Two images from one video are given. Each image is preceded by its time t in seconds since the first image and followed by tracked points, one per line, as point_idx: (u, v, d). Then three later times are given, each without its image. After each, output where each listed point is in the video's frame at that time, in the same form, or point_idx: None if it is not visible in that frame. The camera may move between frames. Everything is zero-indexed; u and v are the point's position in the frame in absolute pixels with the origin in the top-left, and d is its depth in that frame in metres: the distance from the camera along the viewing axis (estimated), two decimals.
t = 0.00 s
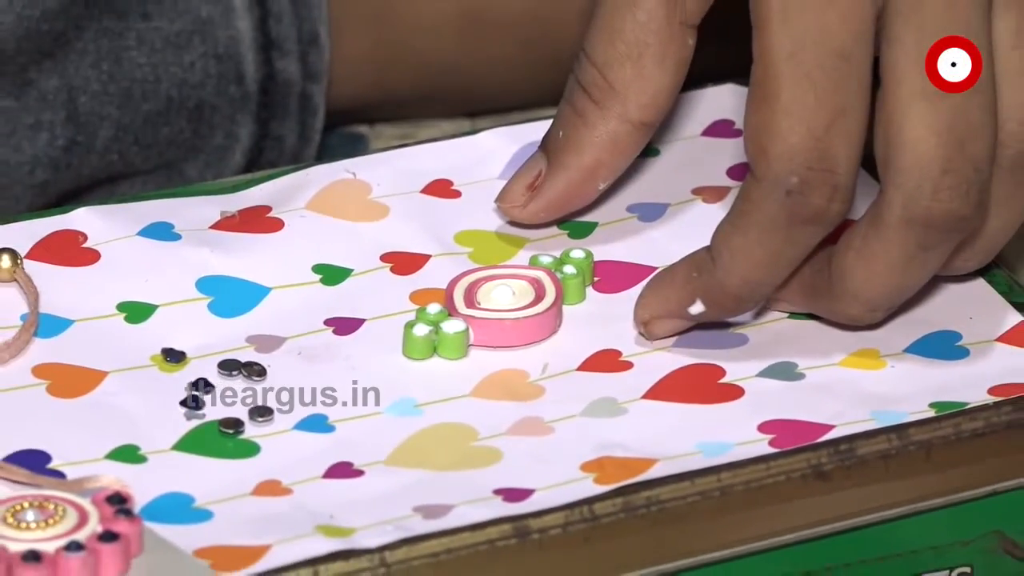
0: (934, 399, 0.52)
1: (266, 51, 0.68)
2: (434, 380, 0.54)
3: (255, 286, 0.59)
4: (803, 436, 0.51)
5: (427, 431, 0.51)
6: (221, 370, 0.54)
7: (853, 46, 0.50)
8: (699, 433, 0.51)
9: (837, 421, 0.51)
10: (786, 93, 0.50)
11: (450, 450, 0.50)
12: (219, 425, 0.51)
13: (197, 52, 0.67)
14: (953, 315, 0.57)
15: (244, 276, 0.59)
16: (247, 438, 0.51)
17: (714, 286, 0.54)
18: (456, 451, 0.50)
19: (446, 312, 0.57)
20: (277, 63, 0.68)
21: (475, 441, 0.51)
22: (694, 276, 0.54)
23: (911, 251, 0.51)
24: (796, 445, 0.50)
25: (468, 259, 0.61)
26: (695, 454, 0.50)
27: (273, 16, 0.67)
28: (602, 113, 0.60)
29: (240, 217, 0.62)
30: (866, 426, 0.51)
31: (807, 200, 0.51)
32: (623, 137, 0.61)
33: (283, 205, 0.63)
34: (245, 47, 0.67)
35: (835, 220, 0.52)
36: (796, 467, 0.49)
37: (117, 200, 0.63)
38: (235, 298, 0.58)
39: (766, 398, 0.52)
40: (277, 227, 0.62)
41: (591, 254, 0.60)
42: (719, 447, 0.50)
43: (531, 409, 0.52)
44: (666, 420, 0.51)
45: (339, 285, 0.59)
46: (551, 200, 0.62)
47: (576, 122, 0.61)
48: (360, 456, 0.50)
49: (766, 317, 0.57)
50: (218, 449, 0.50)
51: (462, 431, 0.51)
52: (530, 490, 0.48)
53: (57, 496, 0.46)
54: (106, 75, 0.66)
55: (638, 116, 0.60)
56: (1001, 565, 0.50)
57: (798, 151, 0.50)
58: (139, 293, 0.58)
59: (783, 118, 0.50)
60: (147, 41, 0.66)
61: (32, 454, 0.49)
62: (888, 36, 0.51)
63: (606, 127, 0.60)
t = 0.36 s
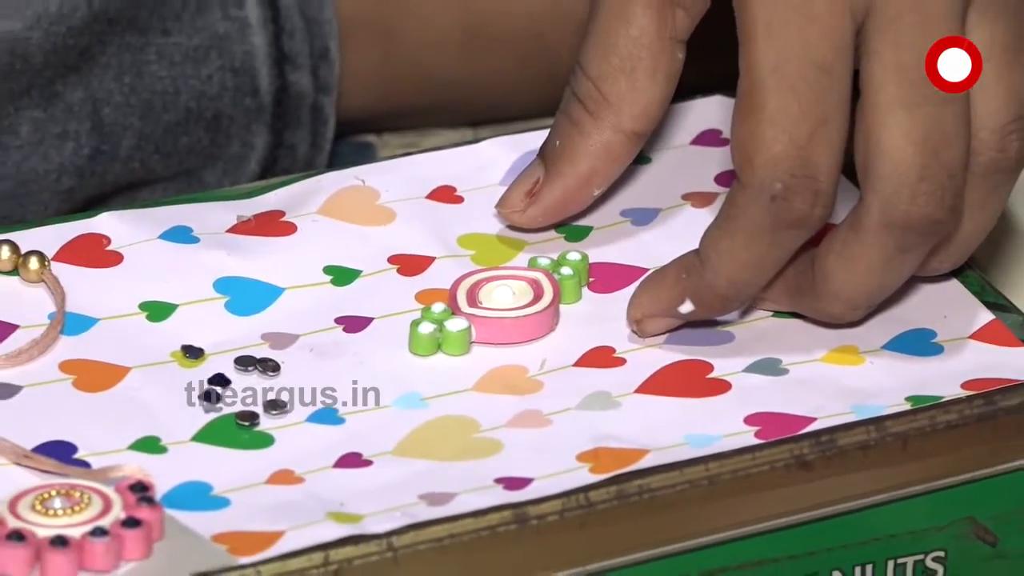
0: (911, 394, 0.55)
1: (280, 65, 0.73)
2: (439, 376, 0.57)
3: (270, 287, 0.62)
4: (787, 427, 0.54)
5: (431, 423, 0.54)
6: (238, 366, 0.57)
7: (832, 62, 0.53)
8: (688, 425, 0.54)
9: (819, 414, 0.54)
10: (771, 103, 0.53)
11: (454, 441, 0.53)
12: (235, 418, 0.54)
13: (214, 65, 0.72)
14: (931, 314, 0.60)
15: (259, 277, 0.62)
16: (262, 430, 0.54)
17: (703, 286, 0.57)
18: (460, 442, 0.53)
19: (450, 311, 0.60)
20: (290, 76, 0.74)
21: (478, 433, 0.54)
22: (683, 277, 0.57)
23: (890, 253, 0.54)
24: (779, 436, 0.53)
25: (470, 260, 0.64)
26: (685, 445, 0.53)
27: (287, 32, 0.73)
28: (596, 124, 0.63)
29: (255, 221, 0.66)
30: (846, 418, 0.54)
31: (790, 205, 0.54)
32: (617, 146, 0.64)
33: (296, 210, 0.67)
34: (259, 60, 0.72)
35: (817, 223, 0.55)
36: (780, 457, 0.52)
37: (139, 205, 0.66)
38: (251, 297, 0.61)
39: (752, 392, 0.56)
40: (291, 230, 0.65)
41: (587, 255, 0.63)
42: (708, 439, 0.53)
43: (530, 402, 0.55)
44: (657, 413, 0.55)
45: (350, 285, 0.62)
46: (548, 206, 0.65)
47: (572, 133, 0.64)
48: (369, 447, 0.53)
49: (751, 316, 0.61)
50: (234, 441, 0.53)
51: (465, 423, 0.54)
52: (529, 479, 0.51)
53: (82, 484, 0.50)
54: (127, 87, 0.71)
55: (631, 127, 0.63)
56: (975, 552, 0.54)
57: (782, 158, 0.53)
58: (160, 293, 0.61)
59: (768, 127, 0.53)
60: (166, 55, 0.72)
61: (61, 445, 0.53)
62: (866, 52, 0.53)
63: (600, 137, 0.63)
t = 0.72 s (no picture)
0: (889, 388, 0.58)
1: (292, 74, 0.77)
2: (444, 370, 0.60)
3: (283, 287, 0.65)
4: (771, 420, 0.56)
5: (434, 415, 0.57)
6: (252, 362, 0.60)
7: (825, 68, 0.56)
8: (679, 418, 0.57)
9: (802, 407, 0.57)
10: (761, 104, 0.56)
11: (457, 433, 0.56)
12: (248, 411, 0.57)
13: (230, 75, 0.76)
14: (911, 312, 0.63)
15: (272, 277, 0.66)
16: (275, 423, 0.57)
17: (689, 278, 0.59)
18: (463, 434, 0.56)
19: (452, 309, 0.63)
20: (301, 85, 0.77)
21: (479, 425, 0.57)
22: (671, 271, 0.60)
23: (876, 252, 0.58)
24: (764, 429, 0.56)
25: (473, 262, 0.67)
26: (675, 436, 0.56)
27: (299, 43, 0.76)
28: (610, 113, 0.66)
29: (269, 224, 0.69)
30: (827, 411, 0.57)
31: (774, 200, 0.57)
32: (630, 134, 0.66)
33: (307, 214, 0.70)
34: (272, 70, 0.76)
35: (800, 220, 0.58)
36: (766, 448, 0.55)
37: (160, 208, 0.69)
38: (264, 296, 0.64)
39: (739, 387, 0.59)
40: (302, 232, 0.69)
41: (583, 257, 0.66)
42: (697, 431, 0.56)
43: (529, 396, 0.58)
44: (649, 405, 0.58)
45: (360, 285, 0.66)
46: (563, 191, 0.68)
47: (586, 121, 0.66)
48: (377, 438, 0.56)
49: (736, 313, 0.64)
50: (248, 432, 0.57)
51: (467, 416, 0.57)
52: (529, 468, 0.54)
53: (105, 474, 0.53)
54: (148, 95, 0.75)
55: (644, 116, 0.65)
56: (949, 536, 0.57)
57: (770, 155, 0.56)
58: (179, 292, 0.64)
59: (757, 126, 0.56)
60: (185, 65, 0.75)
61: (84, 436, 0.56)
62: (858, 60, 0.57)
63: (614, 126, 0.66)
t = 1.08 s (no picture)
0: (869, 381, 0.61)
1: (304, 85, 0.85)
2: (448, 365, 0.64)
3: (297, 286, 0.69)
4: (758, 412, 0.60)
5: (440, 408, 0.61)
6: (266, 357, 0.64)
7: (711, 80, 0.59)
8: (669, 410, 0.60)
9: (787, 400, 0.60)
10: (652, 114, 0.59)
11: (459, 425, 0.60)
12: (263, 403, 0.61)
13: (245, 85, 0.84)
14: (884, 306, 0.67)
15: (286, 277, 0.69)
16: (288, 414, 0.60)
17: (587, 283, 0.62)
18: (465, 425, 0.60)
19: (455, 306, 0.67)
20: (313, 95, 0.86)
21: (480, 416, 0.60)
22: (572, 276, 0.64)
23: (801, 251, 0.62)
24: (751, 420, 0.59)
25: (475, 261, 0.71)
26: (666, 427, 0.59)
27: (310, 55, 0.85)
28: (489, 157, 0.68)
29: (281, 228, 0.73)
30: (809, 404, 0.60)
31: (662, 206, 0.60)
32: (511, 173, 0.69)
33: (318, 217, 0.74)
34: (285, 81, 0.84)
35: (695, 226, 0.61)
36: (752, 439, 0.58)
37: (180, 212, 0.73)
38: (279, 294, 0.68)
39: (725, 381, 0.62)
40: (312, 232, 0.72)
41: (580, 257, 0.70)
42: (687, 422, 0.59)
43: (528, 389, 0.62)
44: (641, 398, 0.61)
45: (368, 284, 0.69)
46: (463, 243, 0.69)
47: (467, 169, 0.68)
48: (385, 429, 0.60)
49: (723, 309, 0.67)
50: (262, 423, 0.60)
51: (470, 409, 0.61)
52: (528, 458, 0.57)
53: (128, 464, 0.56)
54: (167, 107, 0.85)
55: (518, 152, 0.68)
56: (925, 522, 0.60)
57: (660, 162, 0.59)
58: (196, 292, 0.68)
59: (646, 136, 0.59)
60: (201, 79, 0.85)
61: (107, 428, 0.59)
62: (760, 68, 0.60)
63: (494, 167, 0.68)
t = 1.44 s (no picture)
0: (852, 374, 0.65)
1: (316, 94, 0.89)
2: (452, 360, 0.67)
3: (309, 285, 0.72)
4: (747, 404, 0.63)
5: (444, 401, 0.64)
6: (280, 352, 0.67)
7: (702, 95, 0.62)
8: (662, 401, 0.63)
9: (774, 392, 0.64)
10: (645, 127, 0.62)
11: (464, 416, 0.63)
12: (278, 395, 0.64)
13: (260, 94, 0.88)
14: (867, 304, 0.70)
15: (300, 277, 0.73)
16: (301, 407, 0.64)
17: (582, 283, 0.66)
18: (469, 416, 0.63)
19: (460, 305, 0.70)
20: (324, 104, 0.90)
21: (483, 407, 0.63)
22: (567, 277, 0.67)
23: (789, 255, 0.65)
24: (740, 412, 0.62)
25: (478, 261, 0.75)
26: (659, 418, 0.62)
27: (321, 66, 0.89)
28: (499, 172, 0.71)
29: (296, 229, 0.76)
30: (793, 396, 0.63)
31: (652, 214, 0.63)
32: (523, 186, 0.72)
33: (330, 219, 0.77)
34: (298, 90, 0.88)
35: (683, 231, 0.64)
36: (740, 429, 0.61)
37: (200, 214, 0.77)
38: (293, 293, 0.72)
39: (715, 375, 0.65)
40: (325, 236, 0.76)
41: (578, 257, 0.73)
42: (679, 413, 0.62)
43: (529, 382, 0.65)
44: (635, 390, 0.64)
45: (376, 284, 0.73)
46: (484, 255, 0.72)
47: (479, 187, 0.72)
48: (393, 420, 0.63)
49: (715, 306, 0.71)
50: (277, 414, 0.63)
51: (473, 401, 0.64)
52: (529, 447, 0.60)
53: (148, 453, 0.58)
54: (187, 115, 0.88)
55: (525, 165, 0.72)
56: (905, 509, 0.63)
57: (652, 173, 0.62)
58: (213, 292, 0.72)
59: (639, 148, 0.62)
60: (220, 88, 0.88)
61: (129, 419, 0.62)
62: (751, 82, 0.63)
63: (505, 181, 0.72)
